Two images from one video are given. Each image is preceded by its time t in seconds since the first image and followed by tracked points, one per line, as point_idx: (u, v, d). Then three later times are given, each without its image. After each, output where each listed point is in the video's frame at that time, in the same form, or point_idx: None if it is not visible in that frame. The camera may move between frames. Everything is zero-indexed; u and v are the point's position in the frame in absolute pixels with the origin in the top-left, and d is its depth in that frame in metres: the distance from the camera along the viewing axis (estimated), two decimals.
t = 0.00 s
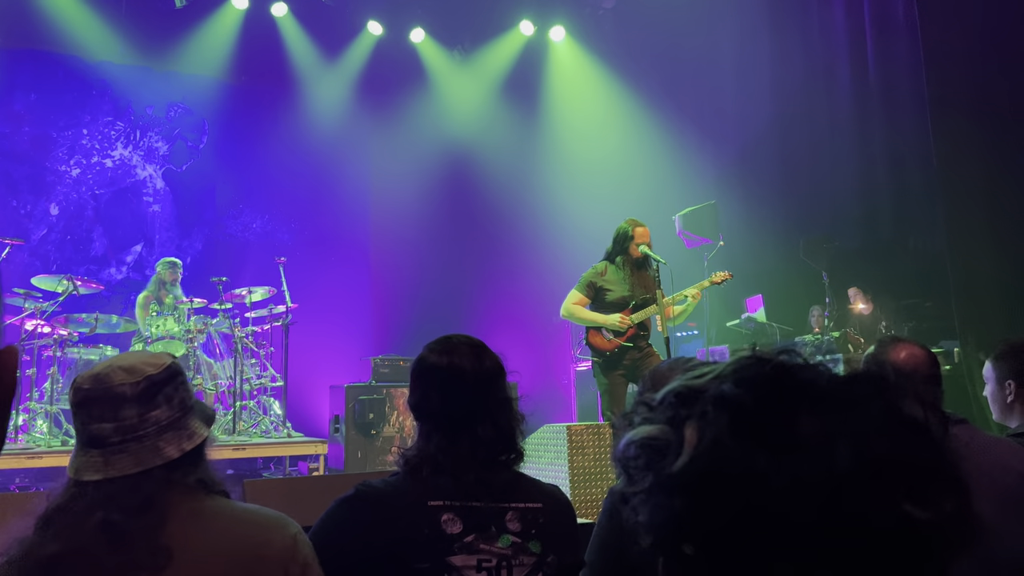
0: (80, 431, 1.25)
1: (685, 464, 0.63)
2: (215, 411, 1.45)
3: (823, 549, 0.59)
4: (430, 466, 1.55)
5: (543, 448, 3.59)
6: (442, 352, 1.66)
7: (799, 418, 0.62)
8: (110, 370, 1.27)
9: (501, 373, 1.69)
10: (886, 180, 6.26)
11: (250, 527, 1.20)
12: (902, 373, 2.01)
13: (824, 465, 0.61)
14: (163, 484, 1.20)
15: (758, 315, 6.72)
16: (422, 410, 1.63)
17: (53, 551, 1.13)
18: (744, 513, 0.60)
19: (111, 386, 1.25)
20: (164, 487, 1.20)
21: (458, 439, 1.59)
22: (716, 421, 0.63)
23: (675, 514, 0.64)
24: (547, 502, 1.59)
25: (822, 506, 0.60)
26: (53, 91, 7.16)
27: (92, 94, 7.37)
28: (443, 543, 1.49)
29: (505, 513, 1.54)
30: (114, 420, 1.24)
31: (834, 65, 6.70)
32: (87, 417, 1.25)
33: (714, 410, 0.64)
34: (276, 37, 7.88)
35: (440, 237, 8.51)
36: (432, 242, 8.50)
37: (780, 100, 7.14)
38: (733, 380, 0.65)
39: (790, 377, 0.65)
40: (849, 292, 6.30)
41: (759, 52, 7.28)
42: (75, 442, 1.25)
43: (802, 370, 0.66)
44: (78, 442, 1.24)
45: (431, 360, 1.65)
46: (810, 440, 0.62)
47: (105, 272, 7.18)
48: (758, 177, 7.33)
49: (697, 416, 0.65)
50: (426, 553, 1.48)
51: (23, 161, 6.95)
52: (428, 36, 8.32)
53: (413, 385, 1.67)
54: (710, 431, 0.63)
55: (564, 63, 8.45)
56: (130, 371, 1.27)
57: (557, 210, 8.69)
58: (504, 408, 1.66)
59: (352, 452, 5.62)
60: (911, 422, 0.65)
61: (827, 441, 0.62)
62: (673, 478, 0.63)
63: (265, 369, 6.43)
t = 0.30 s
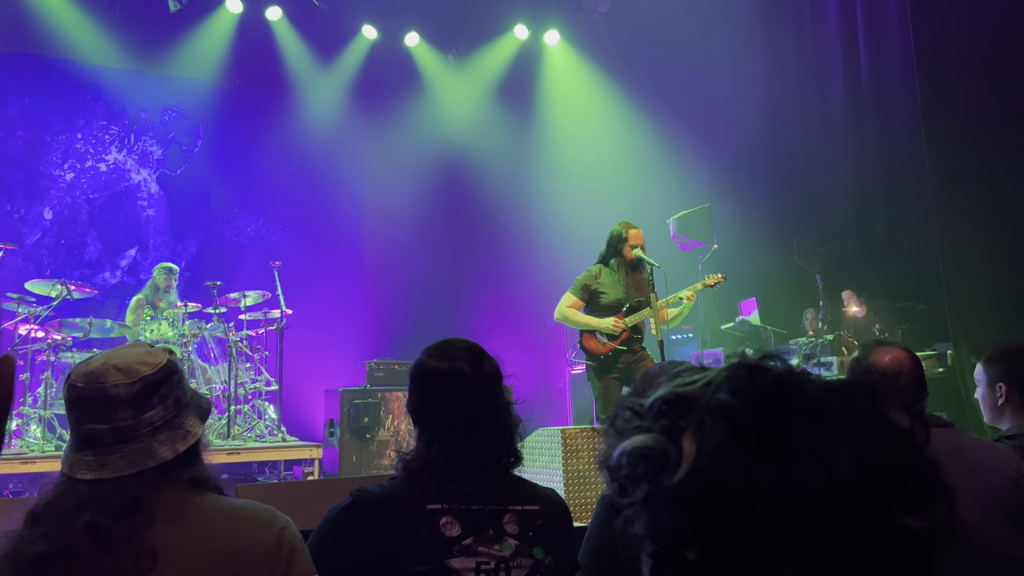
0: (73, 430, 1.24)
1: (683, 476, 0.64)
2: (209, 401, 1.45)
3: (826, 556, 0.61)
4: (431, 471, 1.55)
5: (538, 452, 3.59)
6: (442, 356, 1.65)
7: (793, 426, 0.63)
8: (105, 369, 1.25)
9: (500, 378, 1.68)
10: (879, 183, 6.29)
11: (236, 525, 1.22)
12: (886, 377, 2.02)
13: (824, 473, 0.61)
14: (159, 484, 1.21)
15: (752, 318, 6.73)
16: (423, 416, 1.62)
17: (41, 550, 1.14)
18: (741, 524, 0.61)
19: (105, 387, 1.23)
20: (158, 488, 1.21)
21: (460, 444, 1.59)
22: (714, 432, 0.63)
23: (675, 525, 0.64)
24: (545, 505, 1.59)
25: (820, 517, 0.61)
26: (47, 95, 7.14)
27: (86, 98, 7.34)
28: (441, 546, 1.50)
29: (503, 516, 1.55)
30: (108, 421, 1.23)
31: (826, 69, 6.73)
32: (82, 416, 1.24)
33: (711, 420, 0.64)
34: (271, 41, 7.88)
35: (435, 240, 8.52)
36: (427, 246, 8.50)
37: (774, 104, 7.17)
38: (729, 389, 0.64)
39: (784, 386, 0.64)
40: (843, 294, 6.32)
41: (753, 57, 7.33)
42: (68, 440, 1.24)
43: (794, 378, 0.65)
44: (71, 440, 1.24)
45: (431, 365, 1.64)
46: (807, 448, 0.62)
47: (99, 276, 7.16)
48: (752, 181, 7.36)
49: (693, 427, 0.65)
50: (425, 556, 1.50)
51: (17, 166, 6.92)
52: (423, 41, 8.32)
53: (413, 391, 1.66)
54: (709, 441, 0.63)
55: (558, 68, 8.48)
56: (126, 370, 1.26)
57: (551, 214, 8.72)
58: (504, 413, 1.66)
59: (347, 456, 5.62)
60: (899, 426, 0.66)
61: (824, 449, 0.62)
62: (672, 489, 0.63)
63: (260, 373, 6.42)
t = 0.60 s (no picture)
0: (71, 444, 1.24)
1: (669, 477, 0.64)
2: (203, 411, 1.46)
3: (818, 559, 0.61)
4: (422, 473, 1.56)
5: (534, 454, 3.59)
6: (438, 360, 1.66)
7: (780, 429, 0.63)
8: (102, 382, 1.24)
9: (496, 382, 1.70)
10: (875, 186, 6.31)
11: (241, 534, 1.22)
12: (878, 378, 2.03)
13: (809, 475, 0.62)
14: (160, 493, 1.22)
15: (748, 320, 6.74)
16: (419, 418, 1.64)
17: (40, 563, 1.12)
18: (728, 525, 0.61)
19: (103, 400, 1.23)
20: (161, 497, 1.22)
21: (453, 448, 1.60)
22: (700, 434, 0.64)
23: (654, 527, 0.65)
24: (533, 506, 1.59)
25: (806, 518, 0.61)
26: (43, 99, 7.15)
27: (82, 101, 7.36)
28: (427, 551, 1.50)
29: (491, 520, 1.55)
30: (107, 434, 1.23)
31: (822, 72, 6.75)
32: (79, 429, 1.24)
33: (697, 422, 0.64)
34: (267, 44, 7.85)
35: (432, 243, 8.53)
36: (424, 248, 8.50)
37: (770, 106, 7.19)
38: (715, 392, 0.65)
39: (770, 388, 0.65)
40: (839, 297, 6.34)
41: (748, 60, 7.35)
42: (66, 454, 1.24)
43: (780, 381, 0.66)
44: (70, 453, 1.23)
45: (427, 367, 1.65)
46: (793, 449, 0.63)
47: (96, 280, 7.17)
48: (748, 183, 7.38)
49: (680, 430, 0.65)
50: (411, 562, 1.49)
51: (13, 169, 6.93)
52: (420, 43, 8.28)
53: (407, 392, 1.66)
54: (695, 443, 0.64)
55: (555, 70, 8.49)
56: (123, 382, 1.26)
57: (547, 216, 8.74)
58: (498, 417, 1.68)
59: (344, 459, 5.63)
60: (885, 430, 0.66)
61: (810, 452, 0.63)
62: (659, 490, 0.64)
63: (256, 376, 6.43)
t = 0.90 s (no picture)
0: (62, 446, 1.24)
1: (649, 480, 0.65)
2: (200, 409, 1.45)
3: (804, 557, 0.60)
4: (406, 478, 1.56)
5: (532, 457, 3.60)
6: (420, 364, 1.66)
7: (762, 434, 0.62)
8: (91, 383, 1.25)
9: (479, 385, 1.69)
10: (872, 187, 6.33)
11: (237, 535, 1.22)
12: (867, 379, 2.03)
13: (785, 480, 0.61)
14: (152, 495, 1.22)
15: (746, 322, 6.74)
16: (401, 423, 1.63)
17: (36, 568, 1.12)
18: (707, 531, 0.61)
19: (91, 401, 1.23)
20: (153, 500, 1.21)
21: (436, 453, 1.60)
22: (679, 439, 0.64)
23: (637, 528, 0.66)
24: (520, 506, 1.61)
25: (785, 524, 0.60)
26: (40, 102, 7.13)
27: (80, 104, 7.35)
28: (413, 551, 1.50)
29: (477, 520, 1.55)
30: (96, 435, 1.23)
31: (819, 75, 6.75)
32: (69, 430, 1.24)
33: (678, 426, 0.65)
34: (264, 46, 7.90)
35: (430, 245, 8.52)
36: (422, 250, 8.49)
37: (767, 108, 7.21)
38: (697, 396, 0.65)
39: (751, 392, 0.65)
40: (836, 298, 6.35)
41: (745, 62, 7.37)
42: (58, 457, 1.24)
43: (764, 386, 0.66)
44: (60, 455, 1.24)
45: (409, 372, 1.65)
46: (772, 456, 0.62)
47: (93, 282, 7.17)
48: (745, 184, 7.40)
49: (661, 433, 0.67)
50: (397, 563, 1.49)
51: (10, 171, 6.92)
52: (417, 45, 8.33)
53: (390, 398, 1.66)
54: (674, 449, 0.64)
55: (552, 71, 8.51)
56: (111, 382, 1.26)
57: (544, 218, 8.76)
58: (483, 420, 1.66)
59: (342, 461, 5.64)
60: (871, 435, 0.65)
61: (788, 458, 0.62)
62: (639, 492, 0.65)
63: (254, 378, 6.43)
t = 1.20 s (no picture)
0: (65, 441, 1.25)
1: (647, 487, 0.64)
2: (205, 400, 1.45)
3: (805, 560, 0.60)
4: (397, 479, 1.56)
5: (529, 458, 3.60)
6: (411, 366, 1.67)
7: (759, 436, 0.63)
8: (92, 378, 1.25)
9: (470, 386, 1.70)
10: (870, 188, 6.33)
11: (237, 538, 1.22)
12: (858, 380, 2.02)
13: (786, 484, 0.61)
14: (151, 495, 1.22)
15: (743, 323, 6.74)
16: (393, 424, 1.64)
17: (30, 568, 1.10)
18: (705, 535, 0.61)
19: (93, 397, 1.23)
20: (154, 501, 1.21)
21: (427, 454, 1.62)
22: (677, 443, 0.64)
23: (632, 533, 0.66)
24: (513, 504, 1.61)
25: (785, 532, 0.60)
26: (38, 103, 7.12)
27: (77, 105, 7.33)
28: (407, 550, 1.50)
29: (472, 517, 1.56)
30: (98, 432, 1.23)
31: (818, 76, 6.76)
32: (71, 425, 1.25)
33: (676, 431, 0.65)
34: (262, 48, 7.91)
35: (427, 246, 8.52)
36: (420, 251, 8.49)
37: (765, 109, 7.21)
38: (694, 400, 0.65)
39: (748, 396, 0.65)
40: (834, 299, 6.34)
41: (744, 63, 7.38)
42: (62, 450, 1.26)
43: (761, 389, 0.66)
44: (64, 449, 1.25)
45: (400, 374, 1.66)
46: (771, 461, 0.62)
47: (90, 283, 7.16)
48: (743, 185, 7.41)
49: (659, 438, 0.67)
50: (391, 562, 1.49)
51: (8, 172, 6.91)
52: (415, 46, 8.35)
53: (382, 401, 1.67)
54: (672, 452, 0.64)
55: (550, 73, 8.53)
56: (114, 378, 1.26)
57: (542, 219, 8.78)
58: (473, 421, 1.67)
59: (339, 462, 5.64)
60: (867, 439, 0.66)
61: (786, 461, 0.62)
62: (638, 498, 0.64)
63: (252, 379, 6.42)
